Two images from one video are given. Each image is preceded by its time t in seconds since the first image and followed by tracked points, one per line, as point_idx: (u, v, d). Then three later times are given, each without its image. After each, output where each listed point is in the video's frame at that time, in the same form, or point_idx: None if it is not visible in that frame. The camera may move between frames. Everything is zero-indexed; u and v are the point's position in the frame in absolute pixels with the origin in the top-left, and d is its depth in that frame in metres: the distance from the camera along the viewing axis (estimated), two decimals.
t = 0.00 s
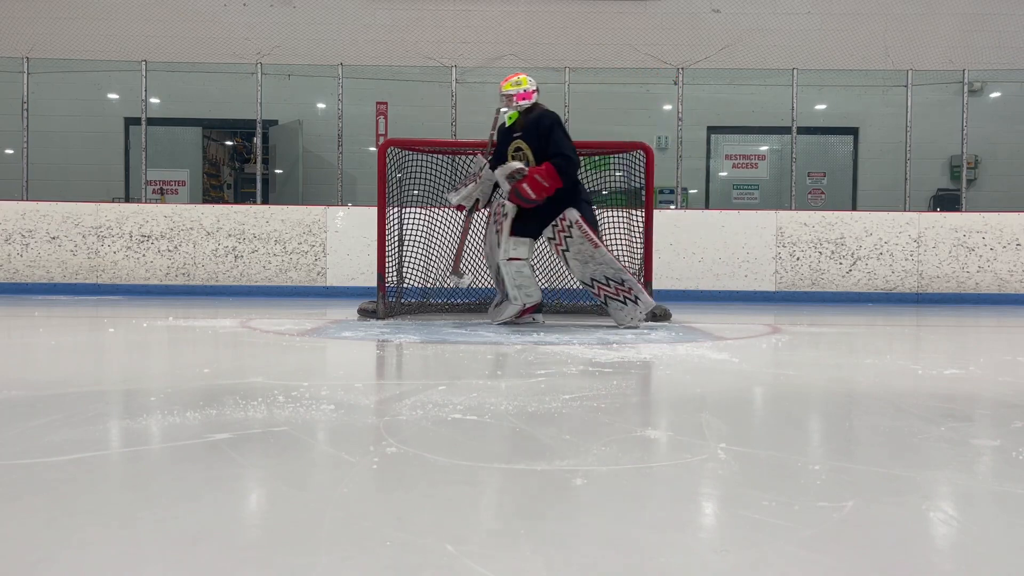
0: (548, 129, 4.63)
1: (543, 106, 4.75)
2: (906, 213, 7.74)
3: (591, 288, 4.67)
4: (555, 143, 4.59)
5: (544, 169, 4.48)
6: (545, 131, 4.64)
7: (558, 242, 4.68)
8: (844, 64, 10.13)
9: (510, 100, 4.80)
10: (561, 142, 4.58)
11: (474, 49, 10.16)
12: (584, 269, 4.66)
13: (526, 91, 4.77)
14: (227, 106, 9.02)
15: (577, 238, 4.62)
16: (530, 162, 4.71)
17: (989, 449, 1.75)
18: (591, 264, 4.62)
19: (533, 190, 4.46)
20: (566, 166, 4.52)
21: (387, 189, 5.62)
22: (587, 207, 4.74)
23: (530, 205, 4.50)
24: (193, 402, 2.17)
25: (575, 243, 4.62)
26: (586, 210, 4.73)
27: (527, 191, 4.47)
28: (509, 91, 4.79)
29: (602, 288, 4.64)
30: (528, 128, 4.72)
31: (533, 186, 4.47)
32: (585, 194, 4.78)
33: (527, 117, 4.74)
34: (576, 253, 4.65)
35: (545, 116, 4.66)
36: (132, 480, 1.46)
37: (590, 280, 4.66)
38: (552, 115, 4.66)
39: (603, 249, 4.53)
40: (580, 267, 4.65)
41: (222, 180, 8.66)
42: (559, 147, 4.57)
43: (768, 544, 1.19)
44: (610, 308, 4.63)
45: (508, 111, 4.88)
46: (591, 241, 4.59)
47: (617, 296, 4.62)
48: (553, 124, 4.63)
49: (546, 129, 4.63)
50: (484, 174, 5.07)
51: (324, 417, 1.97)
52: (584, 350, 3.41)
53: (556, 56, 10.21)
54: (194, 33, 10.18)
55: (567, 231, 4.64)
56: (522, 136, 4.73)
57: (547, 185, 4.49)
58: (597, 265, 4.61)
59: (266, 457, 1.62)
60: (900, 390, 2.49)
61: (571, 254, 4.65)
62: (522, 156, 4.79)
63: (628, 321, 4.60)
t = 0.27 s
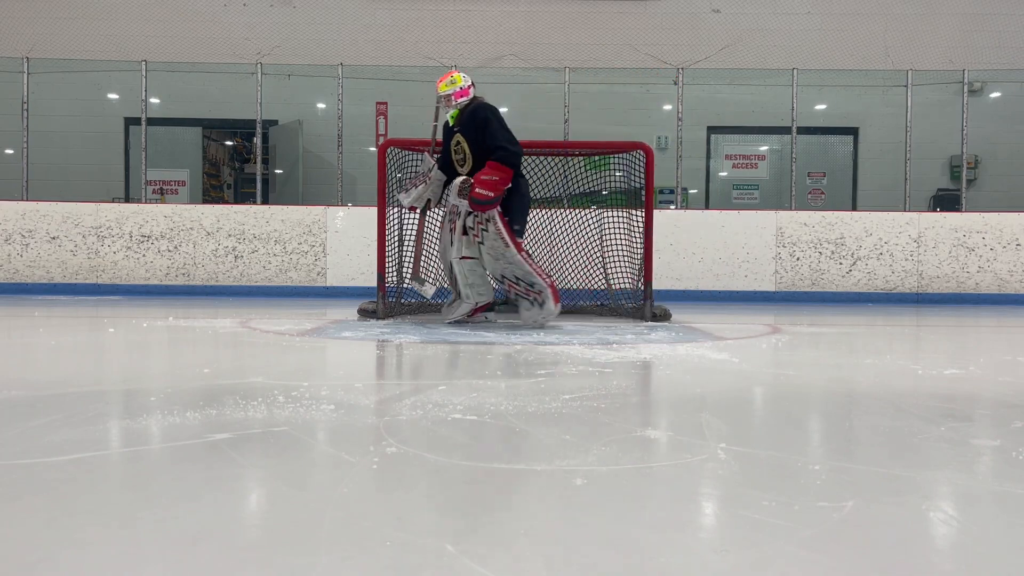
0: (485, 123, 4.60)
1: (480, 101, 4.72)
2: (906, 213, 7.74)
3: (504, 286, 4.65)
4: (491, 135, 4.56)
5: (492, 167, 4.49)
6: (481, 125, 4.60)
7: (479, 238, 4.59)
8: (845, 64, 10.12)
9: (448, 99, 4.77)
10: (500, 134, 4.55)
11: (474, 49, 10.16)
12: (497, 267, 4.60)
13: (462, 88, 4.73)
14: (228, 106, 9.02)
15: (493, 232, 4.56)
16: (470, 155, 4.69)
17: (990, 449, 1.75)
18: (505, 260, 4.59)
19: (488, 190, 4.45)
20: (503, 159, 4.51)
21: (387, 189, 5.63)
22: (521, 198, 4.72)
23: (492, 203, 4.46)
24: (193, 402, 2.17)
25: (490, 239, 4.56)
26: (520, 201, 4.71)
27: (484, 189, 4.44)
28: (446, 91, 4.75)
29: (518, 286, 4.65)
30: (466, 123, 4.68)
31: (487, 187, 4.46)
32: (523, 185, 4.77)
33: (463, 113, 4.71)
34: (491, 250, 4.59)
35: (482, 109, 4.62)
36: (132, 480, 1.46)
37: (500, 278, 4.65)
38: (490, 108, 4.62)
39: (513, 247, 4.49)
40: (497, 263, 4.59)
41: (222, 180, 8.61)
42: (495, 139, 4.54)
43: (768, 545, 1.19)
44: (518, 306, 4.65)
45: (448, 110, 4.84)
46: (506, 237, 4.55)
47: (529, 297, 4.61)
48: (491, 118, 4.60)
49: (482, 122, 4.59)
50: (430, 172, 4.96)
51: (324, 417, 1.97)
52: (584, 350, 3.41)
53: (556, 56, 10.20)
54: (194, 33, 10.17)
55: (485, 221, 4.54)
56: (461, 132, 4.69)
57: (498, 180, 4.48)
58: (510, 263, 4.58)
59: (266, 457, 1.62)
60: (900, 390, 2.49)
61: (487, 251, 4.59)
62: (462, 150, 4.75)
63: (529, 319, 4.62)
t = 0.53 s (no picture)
0: (437, 124, 4.38)
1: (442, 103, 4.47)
2: (906, 213, 7.74)
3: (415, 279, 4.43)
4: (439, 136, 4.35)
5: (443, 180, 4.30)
6: (432, 125, 4.38)
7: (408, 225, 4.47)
8: (845, 63, 10.12)
9: (408, 100, 4.51)
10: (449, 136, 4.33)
11: (474, 49, 10.16)
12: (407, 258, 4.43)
13: (424, 89, 4.48)
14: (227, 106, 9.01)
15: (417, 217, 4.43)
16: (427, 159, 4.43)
17: (989, 449, 1.75)
18: (418, 249, 4.38)
19: (438, 204, 4.25)
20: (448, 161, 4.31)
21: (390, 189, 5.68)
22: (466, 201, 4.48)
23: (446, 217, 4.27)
24: (193, 402, 2.17)
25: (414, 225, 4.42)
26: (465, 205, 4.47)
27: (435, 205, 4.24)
28: (406, 92, 4.50)
29: (428, 284, 4.41)
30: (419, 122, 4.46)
31: (437, 200, 4.27)
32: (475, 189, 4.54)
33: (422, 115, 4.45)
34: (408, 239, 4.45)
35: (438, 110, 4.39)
36: (132, 480, 1.46)
37: (412, 272, 4.45)
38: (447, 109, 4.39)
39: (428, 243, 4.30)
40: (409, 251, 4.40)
41: (222, 180, 8.66)
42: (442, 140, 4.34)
43: (768, 545, 1.19)
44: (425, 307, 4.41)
45: (408, 111, 4.60)
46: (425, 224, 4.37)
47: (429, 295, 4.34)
48: (444, 119, 4.37)
49: (433, 122, 4.37)
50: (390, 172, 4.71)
51: (324, 417, 1.97)
52: (583, 350, 3.41)
53: (556, 56, 10.21)
54: (194, 33, 10.17)
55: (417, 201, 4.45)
56: (414, 130, 4.45)
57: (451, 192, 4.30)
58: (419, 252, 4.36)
59: (266, 457, 1.62)
60: (899, 390, 2.49)
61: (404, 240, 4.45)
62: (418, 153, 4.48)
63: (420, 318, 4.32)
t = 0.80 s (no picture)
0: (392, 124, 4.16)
1: (406, 100, 4.19)
2: (906, 213, 7.74)
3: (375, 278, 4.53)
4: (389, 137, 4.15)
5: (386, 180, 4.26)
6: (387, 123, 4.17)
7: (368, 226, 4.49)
8: (845, 63, 10.12)
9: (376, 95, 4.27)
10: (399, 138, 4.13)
11: (474, 50, 10.16)
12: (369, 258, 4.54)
13: (390, 87, 4.21)
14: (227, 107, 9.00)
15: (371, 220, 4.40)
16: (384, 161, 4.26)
17: (990, 449, 1.75)
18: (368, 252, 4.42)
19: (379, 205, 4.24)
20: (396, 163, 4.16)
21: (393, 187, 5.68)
22: (422, 200, 4.33)
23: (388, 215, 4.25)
24: (193, 402, 2.17)
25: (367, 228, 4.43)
26: (420, 204, 4.33)
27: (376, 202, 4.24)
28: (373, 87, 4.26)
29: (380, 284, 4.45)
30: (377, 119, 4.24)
31: (380, 201, 4.25)
32: (437, 186, 4.35)
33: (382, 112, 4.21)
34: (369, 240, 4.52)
35: (396, 108, 4.14)
36: (133, 480, 1.46)
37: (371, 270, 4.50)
38: (404, 108, 4.13)
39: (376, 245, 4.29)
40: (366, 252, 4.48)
41: (222, 180, 8.63)
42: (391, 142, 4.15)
43: (768, 544, 1.19)
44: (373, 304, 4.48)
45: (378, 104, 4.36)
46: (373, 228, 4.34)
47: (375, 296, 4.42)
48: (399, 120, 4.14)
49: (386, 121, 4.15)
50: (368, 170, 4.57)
51: (324, 417, 1.97)
52: (583, 350, 3.41)
53: (556, 56, 10.20)
54: (193, 33, 10.16)
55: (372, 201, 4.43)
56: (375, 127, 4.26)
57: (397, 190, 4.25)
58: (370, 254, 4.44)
59: (265, 457, 1.62)
60: (899, 390, 2.50)
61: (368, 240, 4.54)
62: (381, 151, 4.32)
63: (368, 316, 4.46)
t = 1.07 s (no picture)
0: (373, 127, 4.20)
1: (386, 102, 4.24)
2: (906, 213, 7.74)
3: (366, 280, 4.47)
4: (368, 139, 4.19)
5: (363, 174, 4.27)
6: (366, 126, 4.22)
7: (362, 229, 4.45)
8: (845, 63, 10.12)
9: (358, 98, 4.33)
10: (378, 140, 4.17)
11: (475, 50, 10.16)
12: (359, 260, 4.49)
13: (370, 90, 4.27)
14: (226, 107, 8.98)
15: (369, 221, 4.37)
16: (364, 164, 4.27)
17: (990, 449, 1.76)
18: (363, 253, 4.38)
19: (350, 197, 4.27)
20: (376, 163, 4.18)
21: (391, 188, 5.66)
22: (408, 198, 4.34)
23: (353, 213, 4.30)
24: (193, 402, 2.17)
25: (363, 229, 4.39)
26: (406, 203, 4.34)
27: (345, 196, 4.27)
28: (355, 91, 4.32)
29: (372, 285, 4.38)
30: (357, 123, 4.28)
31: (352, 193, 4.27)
32: (420, 185, 4.38)
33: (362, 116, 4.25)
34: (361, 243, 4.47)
35: (377, 111, 4.20)
36: (133, 480, 1.46)
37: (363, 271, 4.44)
38: (382, 110, 4.19)
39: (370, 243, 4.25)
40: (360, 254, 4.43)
41: (222, 180, 8.65)
42: (371, 144, 4.18)
43: (768, 544, 1.19)
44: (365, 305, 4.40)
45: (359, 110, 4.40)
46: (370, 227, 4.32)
47: (369, 296, 4.37)
48: (381, 121, 4.19)
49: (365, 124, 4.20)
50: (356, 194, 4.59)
51: (325, 417, 1.97)
52: (583, 350, 3.41)
53: (556, 56, 10.20)
54: (193, 33, 10.16)
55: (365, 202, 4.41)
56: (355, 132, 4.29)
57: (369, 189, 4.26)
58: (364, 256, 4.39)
59: (265, 457, 1.62)
60: (899, 390, 2.50)
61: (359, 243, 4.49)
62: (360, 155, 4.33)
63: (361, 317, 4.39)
